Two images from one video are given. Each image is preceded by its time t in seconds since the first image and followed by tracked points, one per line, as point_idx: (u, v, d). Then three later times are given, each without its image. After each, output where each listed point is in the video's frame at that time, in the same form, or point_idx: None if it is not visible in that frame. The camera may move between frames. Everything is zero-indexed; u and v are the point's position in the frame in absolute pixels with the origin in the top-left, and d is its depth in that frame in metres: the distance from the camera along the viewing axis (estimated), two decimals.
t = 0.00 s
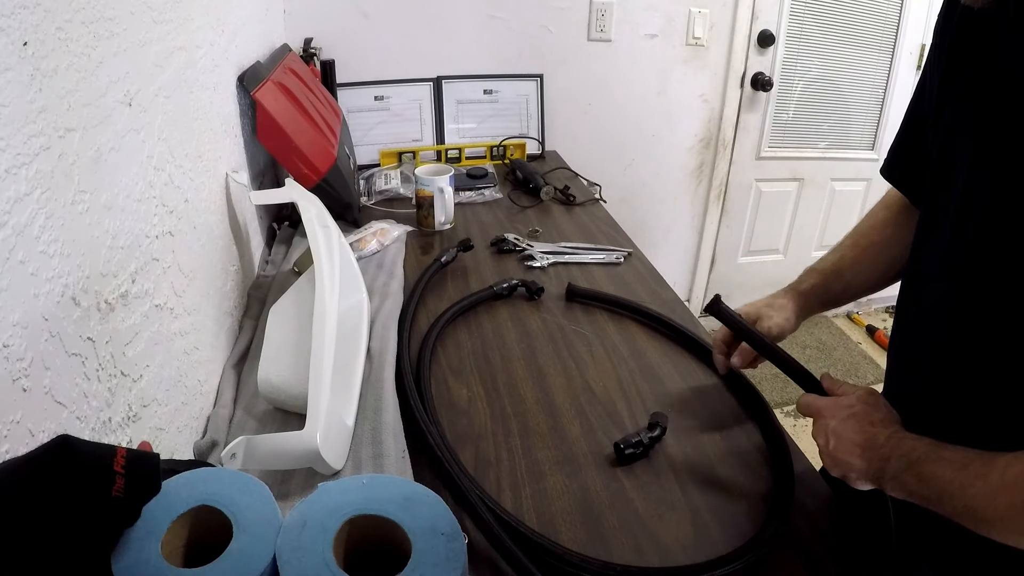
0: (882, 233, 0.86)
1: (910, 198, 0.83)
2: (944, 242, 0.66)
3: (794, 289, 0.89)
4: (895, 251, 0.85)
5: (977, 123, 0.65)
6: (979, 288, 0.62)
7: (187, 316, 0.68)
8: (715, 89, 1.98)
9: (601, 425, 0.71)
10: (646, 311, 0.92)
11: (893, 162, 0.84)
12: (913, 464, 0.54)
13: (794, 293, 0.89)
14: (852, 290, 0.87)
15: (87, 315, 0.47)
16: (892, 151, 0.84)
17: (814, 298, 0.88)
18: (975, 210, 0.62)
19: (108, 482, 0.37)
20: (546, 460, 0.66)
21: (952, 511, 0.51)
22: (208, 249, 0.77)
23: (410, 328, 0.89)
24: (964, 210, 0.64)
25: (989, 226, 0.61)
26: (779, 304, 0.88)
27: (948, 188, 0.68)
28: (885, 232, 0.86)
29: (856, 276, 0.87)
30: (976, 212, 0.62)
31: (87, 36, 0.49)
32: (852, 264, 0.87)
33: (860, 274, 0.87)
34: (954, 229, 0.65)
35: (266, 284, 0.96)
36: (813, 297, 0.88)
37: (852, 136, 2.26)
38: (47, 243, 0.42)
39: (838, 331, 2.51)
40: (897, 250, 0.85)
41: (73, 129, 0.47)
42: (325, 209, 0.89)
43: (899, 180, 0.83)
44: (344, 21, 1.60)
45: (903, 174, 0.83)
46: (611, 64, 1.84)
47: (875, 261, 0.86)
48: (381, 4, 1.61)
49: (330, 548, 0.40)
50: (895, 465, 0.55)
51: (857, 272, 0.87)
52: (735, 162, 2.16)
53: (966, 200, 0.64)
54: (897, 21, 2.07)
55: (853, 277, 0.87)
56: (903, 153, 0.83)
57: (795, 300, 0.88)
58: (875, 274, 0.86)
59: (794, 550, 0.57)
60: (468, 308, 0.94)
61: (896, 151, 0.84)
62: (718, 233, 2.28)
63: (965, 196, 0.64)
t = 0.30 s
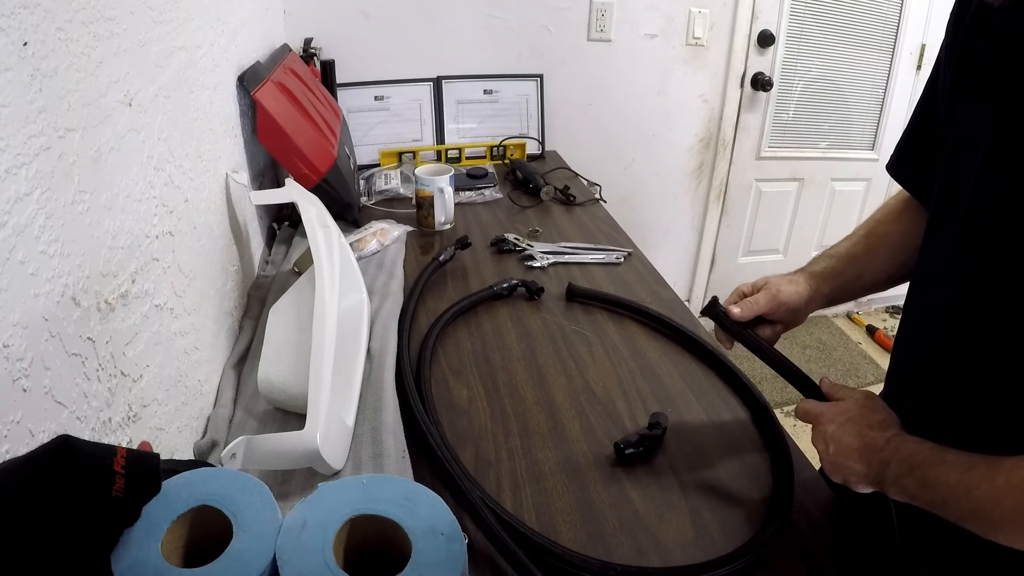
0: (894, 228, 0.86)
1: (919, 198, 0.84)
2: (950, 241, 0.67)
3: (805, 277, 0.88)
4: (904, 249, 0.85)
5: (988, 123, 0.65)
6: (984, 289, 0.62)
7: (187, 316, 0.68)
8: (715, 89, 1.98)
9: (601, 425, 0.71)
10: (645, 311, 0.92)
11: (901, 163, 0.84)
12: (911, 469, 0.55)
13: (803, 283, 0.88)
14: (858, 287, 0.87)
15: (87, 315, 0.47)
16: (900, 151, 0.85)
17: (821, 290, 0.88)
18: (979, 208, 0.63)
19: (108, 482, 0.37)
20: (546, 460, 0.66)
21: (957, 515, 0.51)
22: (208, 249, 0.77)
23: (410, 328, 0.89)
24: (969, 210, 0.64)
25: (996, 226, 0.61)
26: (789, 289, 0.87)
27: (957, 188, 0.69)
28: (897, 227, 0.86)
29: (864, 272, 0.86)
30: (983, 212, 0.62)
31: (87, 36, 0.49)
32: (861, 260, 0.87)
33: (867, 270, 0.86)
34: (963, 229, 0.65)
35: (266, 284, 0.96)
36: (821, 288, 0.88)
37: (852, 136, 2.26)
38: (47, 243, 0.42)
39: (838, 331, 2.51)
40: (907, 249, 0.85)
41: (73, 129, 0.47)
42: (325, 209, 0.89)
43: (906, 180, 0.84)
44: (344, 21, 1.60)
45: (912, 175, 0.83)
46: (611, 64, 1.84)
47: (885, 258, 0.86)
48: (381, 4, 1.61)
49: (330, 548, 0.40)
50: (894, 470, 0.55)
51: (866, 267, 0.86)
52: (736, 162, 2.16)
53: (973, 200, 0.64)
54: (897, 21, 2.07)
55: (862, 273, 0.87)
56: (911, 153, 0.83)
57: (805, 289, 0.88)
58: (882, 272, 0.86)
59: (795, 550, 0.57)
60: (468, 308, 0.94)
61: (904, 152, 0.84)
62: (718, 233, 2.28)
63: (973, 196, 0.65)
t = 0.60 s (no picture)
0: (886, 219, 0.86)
1: (912, 196, 0.84)
2: (959, 241, 0.67)
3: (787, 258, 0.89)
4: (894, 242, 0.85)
5: (996, 124, 0.66)
6: (994, 287, 0.63)
7: (187, 316, 0.67)
8: (715, 89, 1.99)
9: (601, 425, 0.71)
10: (645, 311, 0.92)
11: (897, 162, 0.84)
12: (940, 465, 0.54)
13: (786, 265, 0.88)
14: (841, 276, 0.87)
15: (87, 315, 0.47)
16: (896, 150, 0.85)
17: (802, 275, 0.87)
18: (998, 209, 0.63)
19: (108, 482, 0.37)
20: (546, 460, 0.66)
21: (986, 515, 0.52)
22: (208, 249, 0.77)
23: (410, 328, 0.89)
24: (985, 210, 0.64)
25: (1007, 223, 0.62)
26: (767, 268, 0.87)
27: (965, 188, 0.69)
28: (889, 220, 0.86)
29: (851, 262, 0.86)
30: (995, 210, 0.63)
31: (87, 36, 0.49)
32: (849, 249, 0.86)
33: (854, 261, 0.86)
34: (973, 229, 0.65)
35: (266, 284, 0.96)
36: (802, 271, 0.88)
37: (852, 136, 2.26)
38: (47, 243, 0.42)
39: (838, 331, 2.51)
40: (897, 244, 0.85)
41: (73, 129, 0.47)
42: (325, 209, 0.89)
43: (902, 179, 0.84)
44: (344, 22, 1.60)
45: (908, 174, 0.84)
46: (611, 64, 1.84)
47: (875, 249, 0.85)
48: (381, 4, 1.61)
49: (330, 548, 0.40)
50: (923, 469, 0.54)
51: (852, 256, 0.86)
52: (736, 162, 2.16)
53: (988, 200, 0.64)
54: (897, 21, 2.08)
55: (848, 261, 0.86)
56: (908, 152, 0.84)
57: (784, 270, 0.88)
58: (871, 264, 0.86)
59: (794, 550, 0.57)
60: (468, 308, 0.94)
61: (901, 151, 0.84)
62: (718, 233, 2.28)
63: (984, 196, 0.65)
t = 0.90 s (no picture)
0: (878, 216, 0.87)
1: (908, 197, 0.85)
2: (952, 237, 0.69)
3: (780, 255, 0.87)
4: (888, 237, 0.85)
5: (1000, 123, 0.66)
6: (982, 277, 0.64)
7: (187, 316, 0.67)
8: (715, 89, 1.98)
9: (601, 425, 0.71)
10: (645, 311, 0.92)
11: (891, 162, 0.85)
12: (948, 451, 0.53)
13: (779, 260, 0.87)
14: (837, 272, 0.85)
15: (87, 315, 0.47)
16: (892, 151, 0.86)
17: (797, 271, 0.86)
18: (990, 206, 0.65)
19: (108, 482, 0.37)
20: (546, 460, 0.66)
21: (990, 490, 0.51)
22: (208, 249, 0.77)
23: (410, 328, 0.89)
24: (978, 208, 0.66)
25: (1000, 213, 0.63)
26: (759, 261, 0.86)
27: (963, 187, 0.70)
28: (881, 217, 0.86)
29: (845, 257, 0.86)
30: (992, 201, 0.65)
31: (87, 36, 0.49)
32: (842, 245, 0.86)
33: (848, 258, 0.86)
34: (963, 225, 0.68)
35: (266, 284, 0.96)
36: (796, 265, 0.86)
37: (852, 136, 2.26)
38: (47, 243, 0.42)
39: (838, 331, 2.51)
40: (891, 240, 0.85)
41: (73, 129, 0.47)
42: (325, 209, 0.89)
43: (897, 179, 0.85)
44: (344, 22, 1.60)
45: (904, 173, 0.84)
46: (611, 64, 1.84)
47: (868, 245, 0.85)
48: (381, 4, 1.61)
49: (330, 548, 0.40)
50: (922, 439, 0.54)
51: (844, 255, 0.86)
52: (736, 162, 2.16)
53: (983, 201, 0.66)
54: (897, 21, 2.07)
55: (841, 256, 0.85)
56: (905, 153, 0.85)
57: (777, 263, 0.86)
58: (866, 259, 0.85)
59: (795, 550, 0.57)
60: (468, 308, 0.94)
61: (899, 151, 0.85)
62: (718, 233, 2.28)
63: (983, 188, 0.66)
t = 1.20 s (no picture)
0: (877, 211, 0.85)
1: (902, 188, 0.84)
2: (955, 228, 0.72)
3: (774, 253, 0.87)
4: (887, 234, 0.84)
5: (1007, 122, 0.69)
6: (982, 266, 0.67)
7: (187, 316, 0.67)
8: (715, 89, 1.98)
9: (602, 425, 0.71)
10: (646, 311, 0.92)
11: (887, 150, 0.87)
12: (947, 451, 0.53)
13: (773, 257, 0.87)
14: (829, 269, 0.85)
15: (87, 315, 0.47)
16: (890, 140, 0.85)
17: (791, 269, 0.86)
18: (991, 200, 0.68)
19: (108, 482, 0.37)
20: (546, 459, 0.66)
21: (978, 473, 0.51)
22: (208, 249, 0.77)
23: (411, 328, 0.89)
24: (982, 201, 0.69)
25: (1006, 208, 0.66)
26: (753, 258, 0.86)
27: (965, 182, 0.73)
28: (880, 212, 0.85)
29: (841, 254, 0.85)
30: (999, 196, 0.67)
31: (87, 35, 0.49)
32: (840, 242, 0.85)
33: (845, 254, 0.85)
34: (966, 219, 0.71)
35: (265, 284, 0.96)
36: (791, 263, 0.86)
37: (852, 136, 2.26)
38: (47, 243, 0.42)
39: (838, 331, 2.51)
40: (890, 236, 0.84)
41: (73, 129, 0.47)
42: (326, 209, 0.89)
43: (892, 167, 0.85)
44: (344, 22, 1.60)
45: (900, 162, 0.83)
46: (611, 64, 1.84)
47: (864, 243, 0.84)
48: (381, 4, 1.61)
49: (330, 548, 0.40)
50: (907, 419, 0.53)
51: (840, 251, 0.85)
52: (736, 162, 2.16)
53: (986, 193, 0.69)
54: (897, 21, 2.07)
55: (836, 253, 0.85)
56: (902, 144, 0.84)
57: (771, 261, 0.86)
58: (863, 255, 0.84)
59: (795, 551, 0.57)
60: (468, 308, 0.94)
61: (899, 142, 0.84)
62: (718, 233, 2.28)
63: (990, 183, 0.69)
